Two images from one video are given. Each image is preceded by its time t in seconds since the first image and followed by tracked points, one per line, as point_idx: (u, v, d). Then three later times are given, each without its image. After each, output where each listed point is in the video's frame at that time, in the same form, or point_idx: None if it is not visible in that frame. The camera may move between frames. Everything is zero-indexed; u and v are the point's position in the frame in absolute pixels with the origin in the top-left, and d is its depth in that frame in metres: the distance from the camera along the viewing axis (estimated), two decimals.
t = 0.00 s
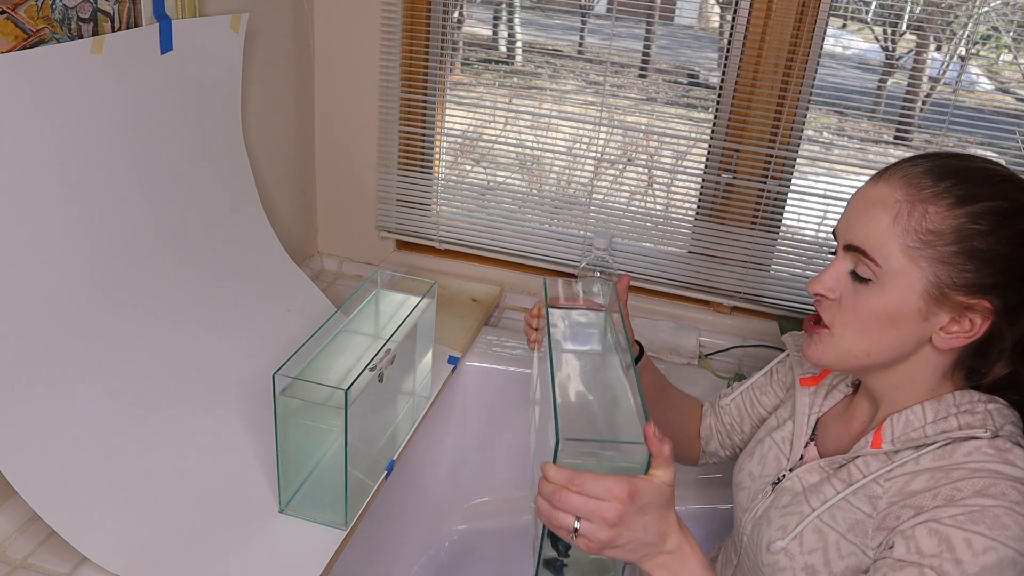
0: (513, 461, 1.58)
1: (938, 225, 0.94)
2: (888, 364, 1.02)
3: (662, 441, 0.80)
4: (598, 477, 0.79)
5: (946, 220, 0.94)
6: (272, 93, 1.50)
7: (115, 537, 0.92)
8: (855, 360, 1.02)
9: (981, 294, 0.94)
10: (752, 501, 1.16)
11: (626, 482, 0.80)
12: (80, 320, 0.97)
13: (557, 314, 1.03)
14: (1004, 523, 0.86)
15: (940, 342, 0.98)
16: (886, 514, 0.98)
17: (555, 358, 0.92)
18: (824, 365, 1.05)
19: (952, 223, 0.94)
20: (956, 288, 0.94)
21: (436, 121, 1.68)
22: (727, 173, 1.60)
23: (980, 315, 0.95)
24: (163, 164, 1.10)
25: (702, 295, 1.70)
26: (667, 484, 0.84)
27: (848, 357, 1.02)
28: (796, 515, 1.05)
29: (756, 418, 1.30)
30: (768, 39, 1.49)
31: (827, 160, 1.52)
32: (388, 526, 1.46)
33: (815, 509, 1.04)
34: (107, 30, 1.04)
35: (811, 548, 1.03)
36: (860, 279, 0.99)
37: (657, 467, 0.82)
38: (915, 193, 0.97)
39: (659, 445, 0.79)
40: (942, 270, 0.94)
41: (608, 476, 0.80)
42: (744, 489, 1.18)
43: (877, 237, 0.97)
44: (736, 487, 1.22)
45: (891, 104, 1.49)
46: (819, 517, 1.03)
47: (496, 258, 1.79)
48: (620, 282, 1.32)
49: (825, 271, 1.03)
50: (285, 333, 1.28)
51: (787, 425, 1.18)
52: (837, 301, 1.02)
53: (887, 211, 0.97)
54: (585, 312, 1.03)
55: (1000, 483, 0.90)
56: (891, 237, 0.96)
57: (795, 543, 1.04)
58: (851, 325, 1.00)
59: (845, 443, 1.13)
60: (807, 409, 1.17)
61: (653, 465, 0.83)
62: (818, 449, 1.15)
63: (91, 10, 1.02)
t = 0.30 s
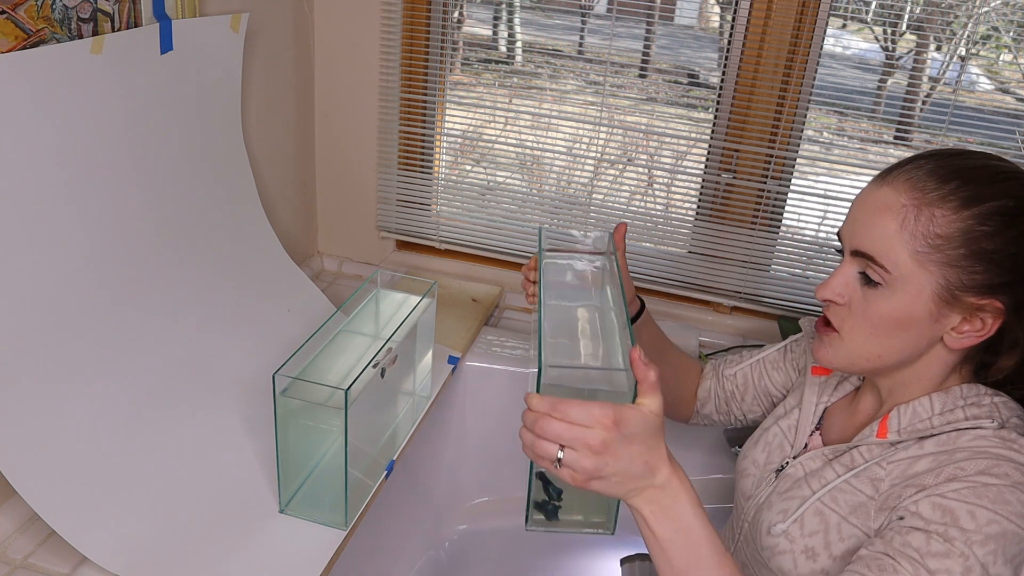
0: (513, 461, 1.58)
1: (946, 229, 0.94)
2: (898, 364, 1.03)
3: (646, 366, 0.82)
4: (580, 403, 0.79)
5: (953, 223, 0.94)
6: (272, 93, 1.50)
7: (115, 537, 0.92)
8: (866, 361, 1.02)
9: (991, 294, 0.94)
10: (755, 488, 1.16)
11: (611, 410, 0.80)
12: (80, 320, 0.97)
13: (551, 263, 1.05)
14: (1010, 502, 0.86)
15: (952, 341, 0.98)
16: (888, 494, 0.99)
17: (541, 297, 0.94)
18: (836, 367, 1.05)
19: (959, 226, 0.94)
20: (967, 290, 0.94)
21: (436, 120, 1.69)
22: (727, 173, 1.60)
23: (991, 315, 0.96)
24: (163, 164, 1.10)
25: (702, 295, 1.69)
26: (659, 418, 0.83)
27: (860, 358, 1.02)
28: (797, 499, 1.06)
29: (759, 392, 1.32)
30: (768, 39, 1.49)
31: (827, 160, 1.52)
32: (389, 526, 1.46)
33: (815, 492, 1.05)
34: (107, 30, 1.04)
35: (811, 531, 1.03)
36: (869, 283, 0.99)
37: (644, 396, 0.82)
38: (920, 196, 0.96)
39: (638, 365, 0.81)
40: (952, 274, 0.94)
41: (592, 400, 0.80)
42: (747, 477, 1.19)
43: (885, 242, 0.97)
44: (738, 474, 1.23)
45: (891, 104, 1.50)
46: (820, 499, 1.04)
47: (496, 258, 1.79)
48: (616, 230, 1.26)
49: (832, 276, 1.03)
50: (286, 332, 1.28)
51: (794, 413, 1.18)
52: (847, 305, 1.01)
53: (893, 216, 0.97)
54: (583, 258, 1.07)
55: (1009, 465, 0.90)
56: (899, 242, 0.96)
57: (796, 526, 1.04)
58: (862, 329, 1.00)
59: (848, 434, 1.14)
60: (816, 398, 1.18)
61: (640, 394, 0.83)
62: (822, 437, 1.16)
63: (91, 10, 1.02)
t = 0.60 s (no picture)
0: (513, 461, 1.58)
1: (964, 230, 0.94)
2: (898, 359, 1.03)
3: (622, 290, 0.73)
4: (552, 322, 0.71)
5: (971, 224, 0.94)
6: (272, 93, 1.50)
7: (115, 536, 0.92)
8: (867, 354, 1.03)
9: (999, 298, 0.95)
10: (749, 483, 1.17)
11: (587, 332, 0.71)
12: (81, 319, 0.97)
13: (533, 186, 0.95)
14: (999, 483, 0.87)
15: (954, 341, 0.99)
16: (876, 479, 0.99)
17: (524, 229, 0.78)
18: (834, 357, 1.06)
19: (978, 227, 0.94)
20: (977, 292, 0.94)
21: (436, 120, 1.68)
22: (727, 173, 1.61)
23: (996, 318, 0.97)
24: (163, 164, 1.10)
25: (702, 295, 1.69)
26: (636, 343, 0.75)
27: (861, 350, 1.03)
28: (789, 489, 1.06)
29: (753, 362, 1.33)
30: (768, 39, 1.49)
31: (827, 160, 1.52)
32: (389, 525, 1.46)
33: (806, 481, 1.05)
34: (107, 30, 1.04)
35: (803, 520, 1.03)
36: (879, 276, 0.98)
37: (620, 319, 0.74)
38: (941, 193, 0.96)
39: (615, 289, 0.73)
40: (964, 274, 0.94)
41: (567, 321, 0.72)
42: (743, 470, 1.19)
43: (901, 236, 0.96)
44: (734, 469, 1.23)
45: (891, 104, 1.50)
46: (811, 488, 1.04)
47: (496, 258, 1.79)
48: (606, 169, 1.16)
49: (842, 264, 1.02)
50: (285, 332, 1.28)
51: (788, 406, 1.19)
52: (853, 295, 1.01)
53: (913, 210, 0.96)
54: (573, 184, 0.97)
55: (1000, 451, 0.90)
56: (915, 238, 0.95)
57: (788, 516, 1.04)
58: (867, 321, 1.00)
59: (842, 424, 1.14)
60: (810, 390, 1.18)
61: (617, 318, 0.75)
62: (816, 429, 1.16)
63: (91, 10, 1.02)
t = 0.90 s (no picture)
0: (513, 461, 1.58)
1: (958, 220, 0.95)
2: (880, 349, 1.04)
3: (563, 214, 0.76)
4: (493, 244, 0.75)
5: (966, 215, 0.95)
6: (272, 93, 1.50)
7: (116, 536, 0.93)
8: (850, 340, 1.04)
9: (985, 292, 0.97)
10: (728, 477, 1.17)
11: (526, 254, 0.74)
12: (82, 318, 0.97)
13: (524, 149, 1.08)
14: (958, 462, 0.89)
15: (937, 333, 1.01)
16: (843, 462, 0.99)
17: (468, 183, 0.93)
18: (818, 340, 1.07)
19: (972, 218, 0.95)
20: (964, 284, 0.96)
21: (436, 120, 1.68)
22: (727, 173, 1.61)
23: (980, 312, 0.98)
24: (163, 164, 1.10)
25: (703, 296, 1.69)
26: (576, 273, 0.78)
27: (845, 336, 1.04)
28: (763, 481, 1.06)
29: (735, 338, 1.34)
30: (767, 39, 1.49)
31: (827, 160, 1.53)
32: (390, 526, 1.46)
33: (778, 470, 1.05)
34: (107, 30, 1.04)
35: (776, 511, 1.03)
36: (870, 260, 1.00)
37: (562, 246, 0.77)
38: (939, 182, 0.97)
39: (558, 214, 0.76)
40: (953, 265, 0.96)
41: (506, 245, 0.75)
42: (723, 464, 1.19)
43: (896, 221, 0.97)
44: (715, 463, 1.23)
45: (891, 104, 1.50)
46: (782, 477, 1.04)
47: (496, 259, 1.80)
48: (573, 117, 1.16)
49: (834, 246, 1.03)
50: (286, 332, 1.28)
51: (765, 398, 1.20)
52: (842, 277, 1.02)
53: (909, 196, 0.97)
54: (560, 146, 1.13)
55: (967, 437, 0.93)
56: (909, 223, 0.97)
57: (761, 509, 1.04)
58: (854, 305, 1.01)
59: (819, 416, 1.15)
60: (787, 381, 1.19)
61: (558, 245, 0.77)
62: (792, 421, 1.17)
63: (91, 10, 1.02)
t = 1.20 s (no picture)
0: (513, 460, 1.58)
1: (906, 206, 0.93)
2: (826, 334, 1.02)
3: (474, 159, 0.75)
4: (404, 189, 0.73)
5: (915, 202, 0.93)
6: (272, 93, 1.50)
7: (116, 536, 0.93)
8: (795, 325, 1.02)
9: (930, 282, 0.95)
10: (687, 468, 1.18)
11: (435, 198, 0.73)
12: (82, 318, 0.97)
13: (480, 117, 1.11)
14: (886, 435, 0.88)
15: (881, 321, 0.99)
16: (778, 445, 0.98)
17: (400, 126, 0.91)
18: (765, 324, 1.05)
19: (921, 206, 0.93)
20: (909, 271, 0.95)
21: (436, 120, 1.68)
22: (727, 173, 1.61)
23: (924, 302, 0.97)
24: (163, 164, 1.10)
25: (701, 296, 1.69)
26: (490, 222, 0.76)
27: (791, 320, 1.02)
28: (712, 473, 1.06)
29: (698, 319, 1.31)
30: (768, 39, 1.48)
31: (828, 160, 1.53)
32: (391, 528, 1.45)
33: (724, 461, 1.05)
34: (107, 30, 1.04)
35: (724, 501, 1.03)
36: (818, 244, 0.98)
37: (475, 192, 0.76)
38: (891, 168, 0.95)
39: (468, 157, 0.75)
40: (899, 252, 0.94)
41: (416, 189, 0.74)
42: (685, 455, 1.21)
43: (844, 206, 0.96)
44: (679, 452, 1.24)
45: (891, 104, 1.50)
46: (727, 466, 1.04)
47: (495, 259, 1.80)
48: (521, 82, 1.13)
49: (785, 229, 1.02)
50: (284, 332, 1.28)
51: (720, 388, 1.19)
52: (791, 261, 1.00)
53: (860, 181, 0.96)
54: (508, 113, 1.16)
55: (901, 417, 0.91)
56: (857, 208, 0.95)
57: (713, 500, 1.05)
58: (800, 289, 1.00)
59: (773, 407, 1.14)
60: (740, 371, 1.18)
61: (471, 192, 0.76)
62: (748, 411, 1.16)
63: (91, 10, 1.02)
